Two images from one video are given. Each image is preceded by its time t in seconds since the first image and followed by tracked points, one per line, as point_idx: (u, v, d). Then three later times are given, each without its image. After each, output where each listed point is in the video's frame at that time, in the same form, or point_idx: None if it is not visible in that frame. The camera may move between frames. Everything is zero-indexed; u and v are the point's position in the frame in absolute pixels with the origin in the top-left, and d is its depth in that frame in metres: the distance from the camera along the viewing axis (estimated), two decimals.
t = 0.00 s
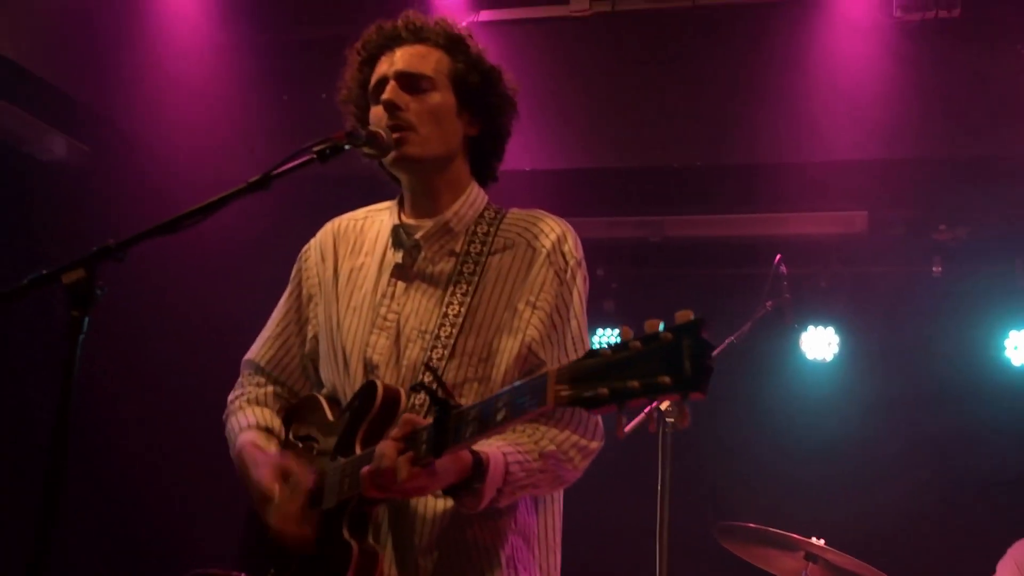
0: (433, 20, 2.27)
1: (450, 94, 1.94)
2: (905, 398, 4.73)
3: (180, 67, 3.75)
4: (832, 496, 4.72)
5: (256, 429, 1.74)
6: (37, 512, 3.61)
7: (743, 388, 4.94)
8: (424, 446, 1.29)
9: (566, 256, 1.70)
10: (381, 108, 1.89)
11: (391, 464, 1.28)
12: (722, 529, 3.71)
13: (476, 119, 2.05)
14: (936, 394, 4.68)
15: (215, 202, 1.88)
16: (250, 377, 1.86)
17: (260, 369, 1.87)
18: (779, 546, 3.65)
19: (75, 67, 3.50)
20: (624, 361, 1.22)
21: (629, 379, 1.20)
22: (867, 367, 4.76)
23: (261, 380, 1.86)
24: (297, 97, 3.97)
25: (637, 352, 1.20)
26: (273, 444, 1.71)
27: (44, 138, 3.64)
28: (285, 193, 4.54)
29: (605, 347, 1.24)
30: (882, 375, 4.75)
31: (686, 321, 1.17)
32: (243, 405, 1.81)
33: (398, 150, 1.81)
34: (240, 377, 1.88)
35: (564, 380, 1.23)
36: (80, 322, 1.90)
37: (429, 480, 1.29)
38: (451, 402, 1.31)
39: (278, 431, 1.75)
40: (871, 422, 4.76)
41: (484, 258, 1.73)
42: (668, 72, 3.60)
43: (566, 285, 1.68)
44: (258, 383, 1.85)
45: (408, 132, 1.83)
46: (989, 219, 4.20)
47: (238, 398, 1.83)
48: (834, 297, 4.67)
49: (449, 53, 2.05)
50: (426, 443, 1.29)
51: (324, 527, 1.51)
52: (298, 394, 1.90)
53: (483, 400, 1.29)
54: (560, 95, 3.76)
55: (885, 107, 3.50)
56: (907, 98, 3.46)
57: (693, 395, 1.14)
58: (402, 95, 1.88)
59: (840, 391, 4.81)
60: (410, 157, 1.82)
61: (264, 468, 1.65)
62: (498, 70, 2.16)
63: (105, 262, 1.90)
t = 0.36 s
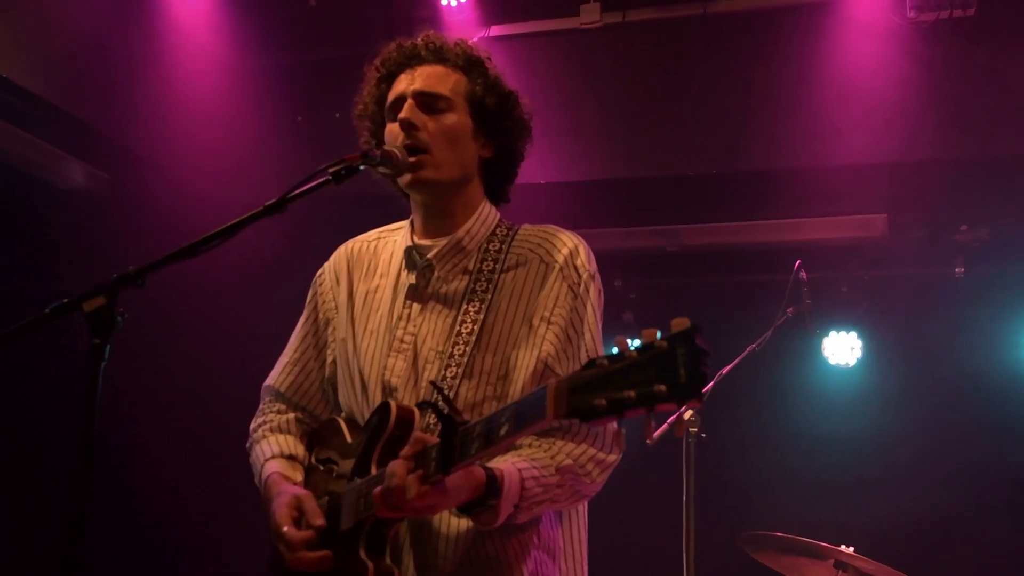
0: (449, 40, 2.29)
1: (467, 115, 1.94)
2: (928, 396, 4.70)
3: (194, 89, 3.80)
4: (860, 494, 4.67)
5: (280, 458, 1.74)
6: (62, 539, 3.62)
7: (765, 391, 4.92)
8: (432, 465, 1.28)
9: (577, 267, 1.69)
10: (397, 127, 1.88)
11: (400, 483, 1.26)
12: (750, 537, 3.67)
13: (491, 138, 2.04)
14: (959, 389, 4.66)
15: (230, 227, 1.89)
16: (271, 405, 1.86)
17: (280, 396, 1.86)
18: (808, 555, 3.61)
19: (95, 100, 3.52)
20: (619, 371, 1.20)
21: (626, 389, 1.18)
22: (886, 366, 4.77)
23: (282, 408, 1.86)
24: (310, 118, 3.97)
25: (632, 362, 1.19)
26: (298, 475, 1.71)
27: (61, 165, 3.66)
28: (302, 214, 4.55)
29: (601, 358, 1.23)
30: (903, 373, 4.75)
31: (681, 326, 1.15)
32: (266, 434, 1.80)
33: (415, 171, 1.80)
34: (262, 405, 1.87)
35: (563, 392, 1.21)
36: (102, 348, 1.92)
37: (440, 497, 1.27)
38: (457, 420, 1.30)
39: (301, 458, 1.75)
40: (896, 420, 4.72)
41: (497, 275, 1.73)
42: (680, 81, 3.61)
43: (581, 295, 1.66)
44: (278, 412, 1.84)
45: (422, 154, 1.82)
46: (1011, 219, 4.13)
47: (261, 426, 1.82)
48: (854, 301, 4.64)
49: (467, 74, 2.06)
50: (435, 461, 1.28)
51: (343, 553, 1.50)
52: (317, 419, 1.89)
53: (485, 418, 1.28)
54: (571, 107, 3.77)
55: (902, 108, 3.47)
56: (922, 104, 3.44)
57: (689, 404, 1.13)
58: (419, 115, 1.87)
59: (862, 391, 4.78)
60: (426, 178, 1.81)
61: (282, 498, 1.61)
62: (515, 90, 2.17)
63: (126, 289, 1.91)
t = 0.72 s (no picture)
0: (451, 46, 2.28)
1: (471, 118, 1.94)
2: (941, 391, 4.67)
3: (196, 104, 3.79)
4: (875, 490, 4.65)
5: (296, 467, 1.73)
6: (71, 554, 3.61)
7: (776, 389, 4.91)
8: (453, 486, 1.28)
9: (588, 270, 1.68)
10: (402, 131, 1.87)
11: (421, 506, 1.26)
12: (765, 537, 3.64)
13: (496, 142, 2.04)
14: (972, 382, 4.63)
15: (236, 240, 1.88)
16: (282, 414, 1.87)
17: (291, 405, 1.86)
18: (822, 554, 3.59)
19: (93, 110, 3.54)
20: (641, 400, 1.18)
21: (648, 419, 1.16)
22: (897, 361, 4.74)
23: (294, 416, 1.86)
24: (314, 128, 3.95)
25: (656, 391, 1.17)
26: (314, 483, 1.71)
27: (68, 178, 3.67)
28: (308, 222, 4.54)
29: (624, 386, 1.21)
30: (915, 368, 4.72)
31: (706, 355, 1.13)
32: (280, 443, 1.80)
33: (422, 174, 1.80)
34: (272, 414, 1.88)
35: (585, 421, 1.19)
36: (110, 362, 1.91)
37: (460, 518, 1.29)
38: (479, 442, 1.30)
39: (316, 465, 1.75)
40: (909, 415, 4.69)
41: (506, 280, 1.73)
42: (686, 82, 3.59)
43: (592, 298, 1.65)
44: (291, 420, 1.85)
45: (430, 157, 1.82)
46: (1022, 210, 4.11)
47: (274, 435, 1.82)
48: (864, 299, 4.59)
49: (471, 78, 2.06)
50: (456, 483, 1.28)
51: (361, 566, 1.50)
52: (330, 427, 1.90)
53: (509, 440, 1.27)
54: (576, 108, 3.75)
55: (908, 103, 3.45)
56: (923, 96, 3.43)
57: (714, 436, 1.11)
58: (424, 118, 1.87)
59: (873, 387, 4.76)
60: (434, 184, 1.81)
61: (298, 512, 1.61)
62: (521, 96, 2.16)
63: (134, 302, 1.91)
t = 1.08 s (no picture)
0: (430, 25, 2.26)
1: (452, 98, 1.92)
2: (932, 366, 4.69)
3: (181, 91, 3.72)
4: (867, 466, 4.67)
5: (291, 447, 1.74)
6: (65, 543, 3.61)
7: (766, 368, 4.91)
8: (452, 465, 1.28)
9: (580, 248, 1.67)
10: (381, 114, 1.85)
11: (420, 485, 1.28)
12: (759, 513, 3.65)
13: (479, 122, 2.02)
14: (962, 356, 4.65)
15: (221, 223, 1.87)
16: (274, 400, 1.86)
17: (282, 391, 1.85)
18: (813, 530, 3.61)
19: (78, 97, 3.50)
20: (645, 378, 1.17)
21: (651, 397, 1.15)
22: (888, 337, 4.76)
23: (286, 401, 1.86)
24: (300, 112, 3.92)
25: (660, 369, 1.16)
26: (310, 461, 1.71)
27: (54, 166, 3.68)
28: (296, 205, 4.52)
29: (627, 364, 1.20)
30: (905, 343, 4.74)
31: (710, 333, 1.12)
32: (274, 426, 1.81)
33: (404, 155, 1.78)
34: (265, 401, 1.87)
35: (587, 400, 1.18)
36: (97, 348, 1.89)
37: (461, 497, 1.29)
38: (478, 421, 1.28)
39: (311, 448, 1.74)
40: (900, 390, 4.72)
41: (496, 257, 1.71)
42: (675, 61, 3.57)
43: (585, 273, 1.65)
44: (283, 404, 1.84)
45: (411, 139, 1.80)
46: (1012, 185, 4.11)
47: (266, 420, 1.83)
48: (857, 275, 4.59)
49: (451, 58, 2.04)
50: (455, 462, 1.27)
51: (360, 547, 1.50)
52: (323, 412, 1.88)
53: (507, 419, 1.25)
54: (564, 89, 3.73)
55: (898, 79, 3.44)
56: (912, 70, 3.40)
57: (718, 414, 1.09)
58: (403, 101, 1.85)
59: (866, 363, 4.78)
60: (415, 162, 1.79)
61: (295, 488, 1.62)
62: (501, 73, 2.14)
63: (120, 286, 1.89)
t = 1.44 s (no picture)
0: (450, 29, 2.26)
1: (471, 104, 1.92)
2: (947, 379, 4.66)
3: (199, 96, 3.74)
4: (881, 480, 4.64)
5: (305, 455, 1.72)
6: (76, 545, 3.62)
7: (780, 380, 4.89)
8: (463, 466, 1.27)
9: (598, 254, 1.66)
10: (400, 117, 1.85)
11: (432, 487, 1.25)
12: (771, 525, 3.63)
13: (498, 128, 2.02)
14: (977, 369, 4.62)
15: (240, 228, 1.86)
16: (292, 407, 1.85)
17: (301, 398, 1.85)
18: (827, 543, 3.58)
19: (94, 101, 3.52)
20: (655, 374, 1.15)
21: (660, 392, 1.14)
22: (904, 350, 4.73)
23: (304, 408, 1.85)
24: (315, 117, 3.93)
25: (669, 363, 1.15)
26: (324, 470, 1.69)
27: (69, 167, 3.71)
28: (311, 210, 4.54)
29: (636, 360, 1.18)
30: (921, 356, 4.70)
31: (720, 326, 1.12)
32: (289, 434, 1.79)
33: (422, 160, 1.78)
34: (283, 409, 1.86)
35: (597, 396, 1.16)
36: (113, 353, 1.90)
37: (472, 500, 1.28)
38: (488, 422, 1.28)
39: (326, 455, 1.73)
40: (915, 402, 4.69)
41: (513, 263, 1.71)
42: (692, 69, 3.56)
43: (602, 279, 1.64)
44: (301, 411, 1.83)
45: (431, 144, 1.80)
46: None
47: (283, 427, 1.81)
48: (871, 286, 4.62)
49: (471, 63, 2.03)
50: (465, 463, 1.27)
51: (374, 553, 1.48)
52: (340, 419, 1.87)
53: (518, 418, 1.25)
54: (580, 97, 3.72)
55: (914, 89, 3.42)
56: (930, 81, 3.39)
57: (728, 407, 1.08)
58: (422, 105, 1.84)
59: (881, 376, 4.75)
60: (435, 168, 1.79)
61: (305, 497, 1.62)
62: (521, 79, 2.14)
63: (138, 292, 1.89)
